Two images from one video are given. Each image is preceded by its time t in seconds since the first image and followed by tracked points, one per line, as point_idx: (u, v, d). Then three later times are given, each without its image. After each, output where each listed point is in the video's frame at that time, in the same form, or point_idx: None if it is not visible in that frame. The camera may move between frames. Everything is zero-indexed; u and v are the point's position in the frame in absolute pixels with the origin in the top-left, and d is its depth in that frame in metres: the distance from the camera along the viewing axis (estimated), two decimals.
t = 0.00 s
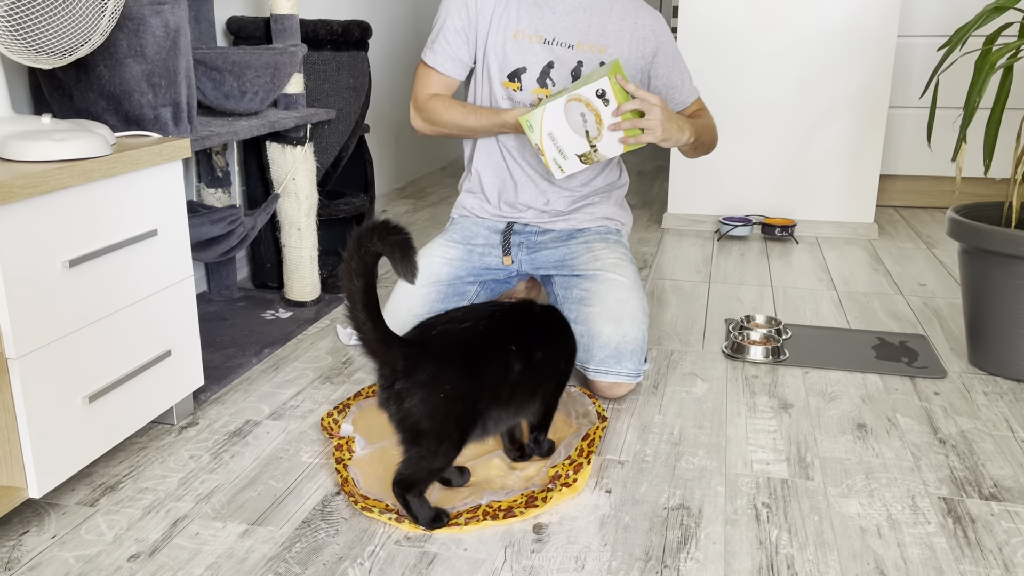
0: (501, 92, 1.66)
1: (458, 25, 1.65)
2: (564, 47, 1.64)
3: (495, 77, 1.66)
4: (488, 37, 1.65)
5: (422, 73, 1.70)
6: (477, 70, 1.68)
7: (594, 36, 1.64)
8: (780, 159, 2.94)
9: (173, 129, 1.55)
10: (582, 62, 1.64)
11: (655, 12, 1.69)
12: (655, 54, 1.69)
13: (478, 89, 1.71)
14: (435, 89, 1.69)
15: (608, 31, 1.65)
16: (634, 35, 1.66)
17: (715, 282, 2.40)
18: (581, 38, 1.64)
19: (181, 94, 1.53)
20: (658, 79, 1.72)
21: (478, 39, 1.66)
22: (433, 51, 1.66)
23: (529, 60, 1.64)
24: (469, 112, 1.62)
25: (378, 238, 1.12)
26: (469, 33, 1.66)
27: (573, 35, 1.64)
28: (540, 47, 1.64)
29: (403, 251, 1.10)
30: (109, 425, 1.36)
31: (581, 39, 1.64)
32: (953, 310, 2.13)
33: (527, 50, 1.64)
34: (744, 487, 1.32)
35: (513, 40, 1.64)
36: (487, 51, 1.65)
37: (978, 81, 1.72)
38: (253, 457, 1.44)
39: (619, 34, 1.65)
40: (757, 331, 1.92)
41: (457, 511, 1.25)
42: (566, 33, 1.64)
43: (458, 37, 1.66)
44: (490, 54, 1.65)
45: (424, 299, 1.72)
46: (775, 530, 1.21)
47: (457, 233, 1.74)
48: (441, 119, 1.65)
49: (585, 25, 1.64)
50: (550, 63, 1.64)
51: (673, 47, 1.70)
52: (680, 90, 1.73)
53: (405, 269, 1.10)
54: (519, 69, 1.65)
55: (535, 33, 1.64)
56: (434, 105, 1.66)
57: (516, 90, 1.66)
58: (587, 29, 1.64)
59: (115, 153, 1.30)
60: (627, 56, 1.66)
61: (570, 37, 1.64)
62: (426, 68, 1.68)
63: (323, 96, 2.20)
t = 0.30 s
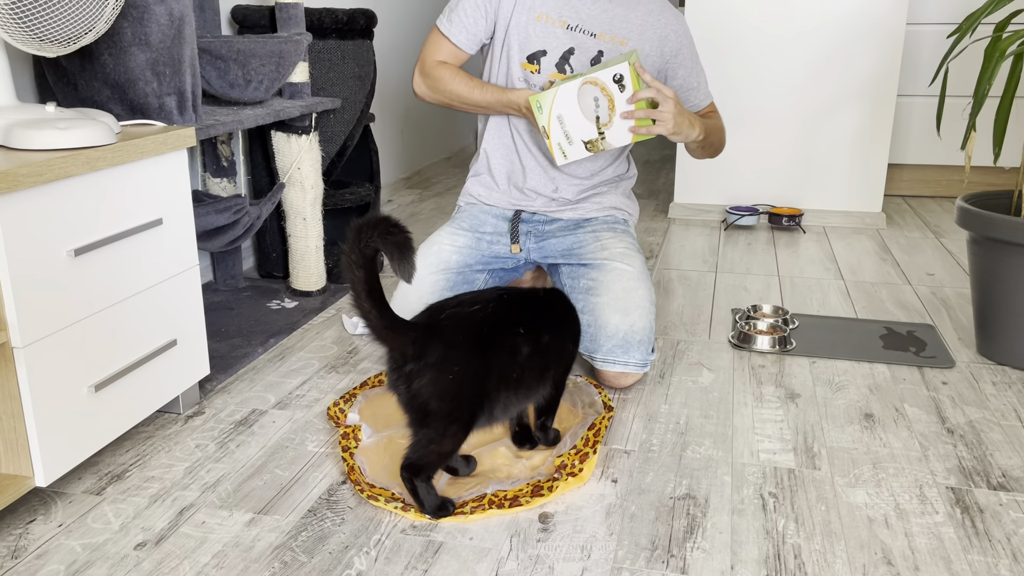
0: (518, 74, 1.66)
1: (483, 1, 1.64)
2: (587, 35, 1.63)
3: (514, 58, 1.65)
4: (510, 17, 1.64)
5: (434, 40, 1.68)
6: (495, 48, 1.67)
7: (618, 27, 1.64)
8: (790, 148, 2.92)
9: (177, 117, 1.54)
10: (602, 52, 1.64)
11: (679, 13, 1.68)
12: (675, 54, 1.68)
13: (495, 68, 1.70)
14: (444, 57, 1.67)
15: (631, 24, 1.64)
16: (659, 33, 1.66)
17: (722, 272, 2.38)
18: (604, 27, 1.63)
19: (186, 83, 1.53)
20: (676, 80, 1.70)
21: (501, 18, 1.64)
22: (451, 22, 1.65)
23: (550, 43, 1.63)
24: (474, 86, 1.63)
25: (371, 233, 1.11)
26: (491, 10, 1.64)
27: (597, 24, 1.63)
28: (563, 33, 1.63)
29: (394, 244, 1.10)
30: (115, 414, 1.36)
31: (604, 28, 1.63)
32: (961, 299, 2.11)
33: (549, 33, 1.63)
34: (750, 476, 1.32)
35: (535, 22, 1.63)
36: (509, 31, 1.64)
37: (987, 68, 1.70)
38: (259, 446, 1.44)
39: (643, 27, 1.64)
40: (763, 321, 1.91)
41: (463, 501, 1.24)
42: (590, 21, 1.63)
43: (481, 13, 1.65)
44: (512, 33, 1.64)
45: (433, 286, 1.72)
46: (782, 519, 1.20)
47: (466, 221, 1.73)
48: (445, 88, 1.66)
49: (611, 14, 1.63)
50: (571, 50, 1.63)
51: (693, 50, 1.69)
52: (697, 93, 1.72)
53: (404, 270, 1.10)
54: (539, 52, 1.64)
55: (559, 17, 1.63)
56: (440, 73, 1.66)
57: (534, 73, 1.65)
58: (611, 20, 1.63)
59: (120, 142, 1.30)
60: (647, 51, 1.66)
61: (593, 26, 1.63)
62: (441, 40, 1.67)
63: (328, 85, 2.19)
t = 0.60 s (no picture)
0: (516, 65, 1.64)
1: None
2: (587, 27, 1.62)
3: (512, 49, 1.64)
4: (509, 7, 1.62)
5: (426, 28, 1.66)
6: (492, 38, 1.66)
7: (617, 19, 1.63)
8: (791, 141, 2.91)
9: (176, 109, 1.54)
10: (601, 44, 1.63)
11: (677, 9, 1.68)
12: (673, 50, 1.67)
13: (492, 60, 1.68)
14: (437, 46, 1.65)
15: (631, 18, 1.63)
16: (657, 29, 1.65)
17: (723, 265, 2.38)
18: (603, 20, 1.63)
19: (185, 74, 1.52)
20: (673, 76, 1.70)
21: (499, 8, 1.63)
22: (447, 10, 1.63)
23: (549, 35, 1.62)
24: (465, 80, 1.63)
25: (364, 225, 1.11)
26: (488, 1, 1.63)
27: (596, 16, 1.62)
28: (562, 24, 1.62)
29: (386, 235, 1.11)
30: (113, 406, 1.36)
31: (603, 21, 1.62)
32: (963, 293, 2.11)
33: (548, 24, 1.62)
34: (751, 469, 1.31)
35: (534, 14, 1.62)
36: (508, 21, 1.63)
37: (990, 61, 1.69)
38: (258, 438, 1.44)
39: (642, 20, 1.64)
40: (764, 314, 1.90)
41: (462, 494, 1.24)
42: (589, 14, 1.62)
43: (478, 3, 1.63)
44: (510, 24, 1.63)
45: (433, 282, 1.71)
46: (783, 512, 1.20)
47: (465, 214, 1.72)
48: (437, 80, 1.64)
49: (610, 6, 1.62)
50: (570, 41, 1.62)
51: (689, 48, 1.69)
52: (688, 91, 1.72)
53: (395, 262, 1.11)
54: (537, 43, 1.62)
55: (558, 9, 1.62)
56: (434, 64, 1.64)
57: (532, 64, 1.63)
58: (610, 12, 1.63)
59: (117, 132, 1.29)
60: (644, 45, 1.65)
61: (593, 18, 1.62)
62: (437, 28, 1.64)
63: (327, 78, 2.17)
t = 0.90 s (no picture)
0: (506, 66, 1.64)
1: None
2: (573, 23, 1.62)
3: (499, 50, 1.64)
4: (494, 8, 1.62)
5: (414, 34, 1.67)
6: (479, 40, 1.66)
7: (603, 13, 1.62)
8: (785, 139, 2.91)
9: (169, 102, 1.53)
10: (589, 39, 1.62)
11: None
12: (662, 40, 1.67)
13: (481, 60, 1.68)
14: (426, 52, 1.66)
15: (618, 10, 1.62)
16: (645, 20, 1.64)
17: (718, 262, 2.38)
18: (590, 13, 1.62)
19: (178, 68, 1.51)
20: (660, 67, 1.70)
21: (482, 9, 1.62)
22: (432, 15, 1.64)
23: (536, 33, 1.62)
24: (455, 84, 1.63)
25: (346, 225, 1.11)
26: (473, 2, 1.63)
27: (582, 10, 1.61)
28: (548, 21, 1.61)
29: (366, 236, 1.10)
30: (105, 400, 1.35)
31: (589, 14, 1.62)
32: (957, 290, 2.11)
33: (534, 22, 1.61)
34: (745, 466, 1.31)
35: (521, 13, 1.61)
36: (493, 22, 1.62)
37: (986, 58, 1.69)
38: (251, 434, 1.43)
39: (629, 12, 1.63)
40: (759, 311, 1.90)
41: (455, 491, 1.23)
42: (575, 9, 1.61)
43: (462, 6, 1.63)
44: (496, 25, 1.62)
45: (428, 277, 1.70)
46: (776, 509, 1.20)
47: (460, 210, 1.72)
48: (428, 84, 1.65)
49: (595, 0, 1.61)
50: (557, 38, 1.61)
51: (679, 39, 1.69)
52: (681, 81, 1.73)
53: (378, 260, 1.11)
54: (525, 42, 1.62)
55: (544, 6, 1.61)
56: (423, 70, 1.65)
57: (520, 63, 1.63)
58: (597, 6, 1.61)
59: (110, 125, 1.28)
60: (632, 38, 1.65)
61: (579, 12, 1.61)
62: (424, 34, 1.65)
63: (322, 72, 2.16)
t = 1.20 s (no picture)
0: (488, 69, 1.64)
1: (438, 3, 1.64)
2: (553, 20, 1.62)
3: (480, 54, 1.64)
4: (473, 11, 1.62)
5: (400, 48, 1.69)
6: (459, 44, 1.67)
7: (583, 10, 1.63)
8: (772, 141, 2.92)
9: (153, 95, 1.51)
10: (569, 36, 1.63)
11: None
12: (641, 31, 1.68)
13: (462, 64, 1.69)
14: (412, 63, 1.67)
15: (598, 6, 1.63)
16: (625, 15, 1.65)
17: (706, 262, 2.37)
18: (570, 11, 1.62)
19: (162, 60, 1.49)
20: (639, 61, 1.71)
21: (459, 16, 1.63)
22: (411, 25, 1.66)
23: (516, 33, 1.62)
24: (435, 91, 1.63)
25: (329, 233, 1.10)
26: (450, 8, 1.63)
27: (561, 8, 1.62)
28: (527, 21, 1.62)
29: (351, 244, 1.10)
30: (85, 397, 1.33)
31: (569, 12, 1.62)
32: (943, 292, 2.12)
33: (514, 23, 1.62)
34: (732, 466, 1.30)
35: (499, 14, 1.62)
36: (470, 27, 1.63)
37: (974, 60, 1.70)
38: (233, 432, 1.41)
39: (608, 8, 1.64)
40: (746, 311, 1.90)
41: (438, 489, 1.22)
42: (554, 8, 1.62)
43: (439, 13, 1.64)
44: (475, 29, 1.63)
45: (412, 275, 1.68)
46: (763, 510, 1.19)
47: (445, 208, 1.71)
48: (412, 94, 1.66)
49: None
50: (538, 37, 1.62)
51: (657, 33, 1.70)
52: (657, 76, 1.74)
53: (364, 267, 1.12)
54: (505, 44, 1.63)
55: (522, 5, 1.62)
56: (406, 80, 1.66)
57: (502, 65, 1.64)
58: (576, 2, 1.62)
59: (91, 117, 1.26)
60: (613, 34, 1.65)
61: (559, 9, 1.62)
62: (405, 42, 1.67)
63: (309, 67, 2.14)
